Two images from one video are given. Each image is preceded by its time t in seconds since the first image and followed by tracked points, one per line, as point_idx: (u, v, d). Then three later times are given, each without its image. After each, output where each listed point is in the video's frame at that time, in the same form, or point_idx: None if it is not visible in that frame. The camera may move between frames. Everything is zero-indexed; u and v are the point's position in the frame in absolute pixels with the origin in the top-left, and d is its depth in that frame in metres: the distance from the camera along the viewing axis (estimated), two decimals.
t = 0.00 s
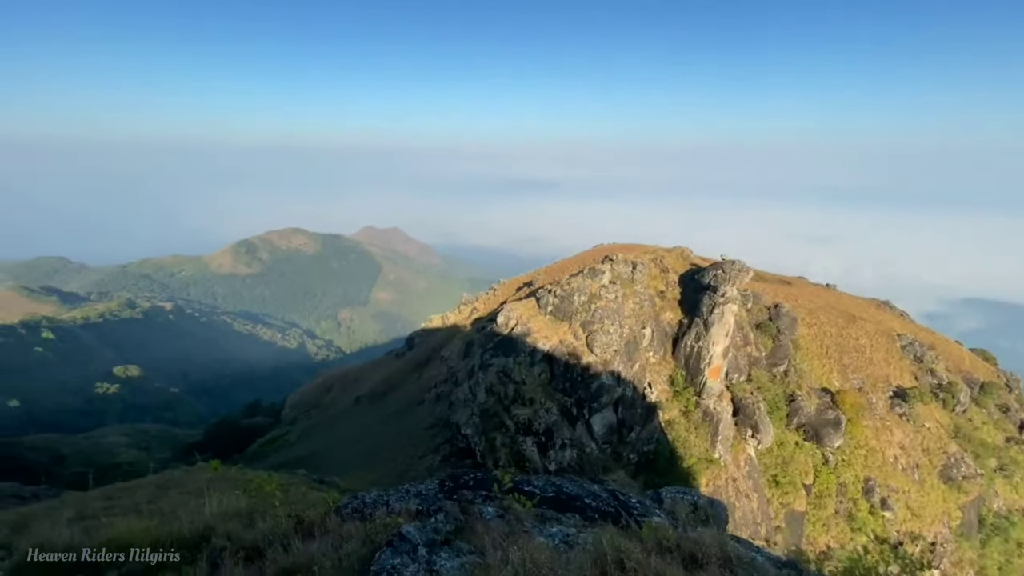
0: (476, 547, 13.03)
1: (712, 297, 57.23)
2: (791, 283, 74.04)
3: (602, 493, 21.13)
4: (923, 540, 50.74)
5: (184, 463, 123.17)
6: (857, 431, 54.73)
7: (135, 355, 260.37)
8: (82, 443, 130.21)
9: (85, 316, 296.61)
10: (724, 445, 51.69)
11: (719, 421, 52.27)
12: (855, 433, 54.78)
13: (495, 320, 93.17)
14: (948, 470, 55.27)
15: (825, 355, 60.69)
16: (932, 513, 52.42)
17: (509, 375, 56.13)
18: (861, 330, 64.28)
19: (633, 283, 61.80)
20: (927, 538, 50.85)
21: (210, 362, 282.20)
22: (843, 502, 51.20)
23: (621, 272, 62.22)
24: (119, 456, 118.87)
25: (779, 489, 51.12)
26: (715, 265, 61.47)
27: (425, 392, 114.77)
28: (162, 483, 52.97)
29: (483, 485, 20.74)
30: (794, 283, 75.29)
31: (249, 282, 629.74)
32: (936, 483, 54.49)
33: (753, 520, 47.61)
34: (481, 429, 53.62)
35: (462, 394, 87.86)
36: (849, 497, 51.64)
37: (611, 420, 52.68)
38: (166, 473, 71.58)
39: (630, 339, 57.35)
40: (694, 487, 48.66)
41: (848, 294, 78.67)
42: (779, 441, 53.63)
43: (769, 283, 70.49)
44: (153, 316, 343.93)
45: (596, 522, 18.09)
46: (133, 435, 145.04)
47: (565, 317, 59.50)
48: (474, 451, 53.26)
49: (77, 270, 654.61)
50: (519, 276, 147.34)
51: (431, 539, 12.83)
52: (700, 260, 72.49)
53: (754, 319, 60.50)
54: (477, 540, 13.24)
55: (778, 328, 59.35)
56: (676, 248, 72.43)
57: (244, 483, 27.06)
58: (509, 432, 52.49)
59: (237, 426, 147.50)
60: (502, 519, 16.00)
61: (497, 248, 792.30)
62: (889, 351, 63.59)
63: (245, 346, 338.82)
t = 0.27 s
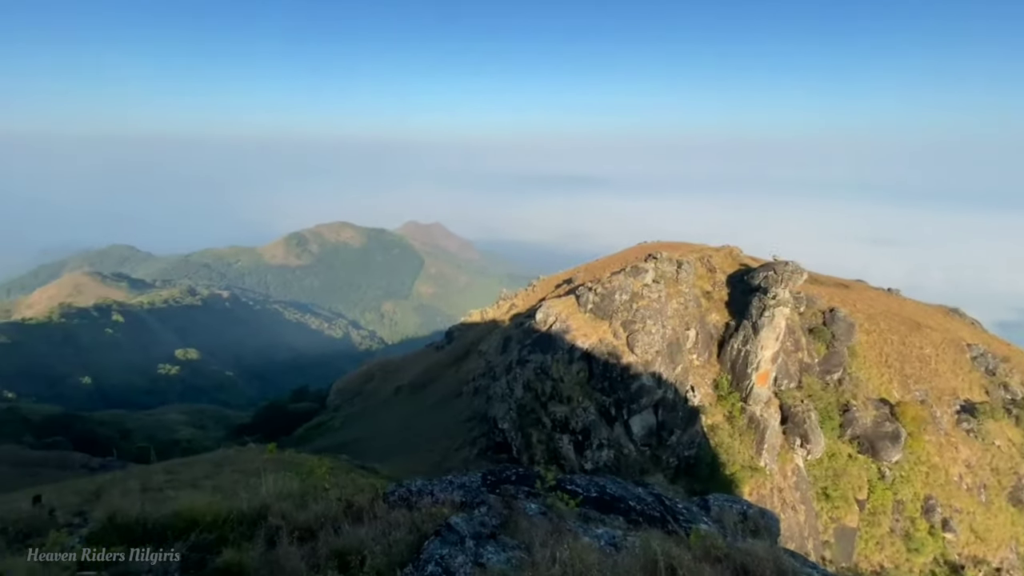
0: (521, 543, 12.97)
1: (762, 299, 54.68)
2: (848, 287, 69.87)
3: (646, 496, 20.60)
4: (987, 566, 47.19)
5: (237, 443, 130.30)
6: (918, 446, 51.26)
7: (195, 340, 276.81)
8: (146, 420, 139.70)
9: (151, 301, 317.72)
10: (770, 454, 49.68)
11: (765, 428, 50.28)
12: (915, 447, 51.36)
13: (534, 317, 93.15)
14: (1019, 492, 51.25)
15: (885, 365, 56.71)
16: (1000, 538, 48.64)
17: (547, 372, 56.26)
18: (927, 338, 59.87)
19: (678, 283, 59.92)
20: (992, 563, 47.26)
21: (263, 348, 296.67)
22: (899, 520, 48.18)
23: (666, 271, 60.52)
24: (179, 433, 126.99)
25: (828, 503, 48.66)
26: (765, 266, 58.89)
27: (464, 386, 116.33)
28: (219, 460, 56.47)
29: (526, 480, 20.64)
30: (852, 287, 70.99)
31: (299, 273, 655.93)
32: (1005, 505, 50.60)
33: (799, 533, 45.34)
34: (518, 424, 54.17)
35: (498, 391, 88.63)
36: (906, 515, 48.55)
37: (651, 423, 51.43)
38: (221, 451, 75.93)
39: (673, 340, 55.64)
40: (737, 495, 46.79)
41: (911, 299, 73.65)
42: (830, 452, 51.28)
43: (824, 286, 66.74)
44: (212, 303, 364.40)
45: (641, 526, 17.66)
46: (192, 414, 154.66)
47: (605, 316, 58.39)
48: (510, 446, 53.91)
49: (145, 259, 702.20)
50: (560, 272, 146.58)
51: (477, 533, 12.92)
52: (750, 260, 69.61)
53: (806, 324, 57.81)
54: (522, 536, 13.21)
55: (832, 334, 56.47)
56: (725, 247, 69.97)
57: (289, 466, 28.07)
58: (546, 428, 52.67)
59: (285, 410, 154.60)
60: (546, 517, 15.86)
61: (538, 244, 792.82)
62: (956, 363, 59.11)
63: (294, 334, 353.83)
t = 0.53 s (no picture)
0: (567, 542, 12.87)
1: (820, 303, 51.57)
2: (916, 292, 65.26)
3: (695, 503, 19.96)
4: None
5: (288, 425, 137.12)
6: (990, 466, 47.46)
7: (251, 326, 292.15)
8: (207, 400, 148.79)
9: (212, 289, 337.38)
10: (823, 467, 47.19)
11: (819, 439, 47.72)
12: (987, 468, 47.68)
13: (575, 314, 92.80)
14: None
15: (955, 377, 52.73)
16: None
17: (588, 370, 55.12)
18: (1006, 351, 55.05)
19: (729, 283, 57.64)
20: None
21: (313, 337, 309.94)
22: (965, 544, 45.02)
23: (715, 271, 58.37)
24: (236, 414, 134.85)
25: (887, 521, 45.84)
26: (824, 269, 55.70)
27: (504, 380, 117.40)
28: (272, 441, 59.71)
29: (570, 478, 20.38)
30: (920, 292, 66.22)
31: (348, 266, 678.88)
32: None
33: (854, 552, 42.65)
34: (557, 422, 53.23)
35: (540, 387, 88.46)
36: (973, 540, 45.32)
37: (695, 427, 49.81)
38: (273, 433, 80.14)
39: (722, 343, 53.45)
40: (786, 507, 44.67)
41: (986, 307, 68.25)
42: (889, 468, 48.27)
43: (889, 291, 62.49)
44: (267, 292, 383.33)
45: (691, 533, 17.10)
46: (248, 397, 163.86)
47: (650, 316, 56.77)
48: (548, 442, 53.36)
49: (208, 249, 745.42)
50: (603, 270, 145.05)
51: (524, 528, 12.93)
52: (807, 262, 66.23)
53: (868, 331, 54.33)
54: (568, 535, 13.11)
55: (897, 342, 52.72)
56: (780, 247, 66.87)
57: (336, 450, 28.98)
58: (585, 427, 51.85)
59: (333, 397, 161.19)
60: (591, 517, 15.64)
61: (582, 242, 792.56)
62: None
63: (342, 324, 367.78)
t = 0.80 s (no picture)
0: (616, 545, 12.61)
1: (887, 310, 48.16)
2: (998, 301, 59.91)
3: (749, 514, 19.15)
4: None
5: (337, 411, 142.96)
6: None
7: (305, 315, 306.26)
8: (263, 384, 157.21)
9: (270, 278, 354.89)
10: (885, 484, 44.54)
11: (882, 455, 44.93)
12: None
13: (620, 313, 91.58)
14: None
15: None
16: None
17: (632, 371, 52.97)
18: None
19: (786, 286, 54.91)
20: None
21: (362, 327, 321.61)
22: None
23: (772, 273, 55.72)
24: (289, 398, 141.74)
25: (956, 547, 42.73)
26: (892, 273, 51.95)
27: (546, 378, 117.56)
28: (322, 426, 62.18)
29: (617, 481, 19.91)
30: (1003, 301, 60.65)
31: (395, 260, 697.67)
32: None
33: None
34: (597, 423, 50.53)
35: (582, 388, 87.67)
36: None
37: (744, 435, 47.74)
38: (323, 418, 83.91)
39: (777, 349, 51.10)
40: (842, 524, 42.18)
41: None
42: (960, 490, 44.98)
43: (966, 298, 57.50)
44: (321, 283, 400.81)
45: (745, 546, 16.35)
46: (301, 383, 171.89)
47: (700, 319, 54.50)
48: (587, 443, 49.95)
49: (264, 243, 777.45)
50: (650, 270, 142.40)
51: (573, 528, 12.81)
52: (873, 265, 62.24)
53: (941, 342, 50.26)
54: (618, 539, 12.84)
55: (975, 355, 48.43)
56: (844, 249, 63.10)
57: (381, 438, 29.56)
58: (627, 429, 49.46)
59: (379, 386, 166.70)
60: (639, 521, 15.27)
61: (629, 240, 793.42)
62: None
63: (389, 316, 379.39)
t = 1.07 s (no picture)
0: (668, 555, 12.25)
1: (965, 319, 45.66)
2: None
3: (810, 532, 18.13)
4: None
5: (383, 401, 147.50)
6: None
7: (355, 307, 317.69)
8: (315, 372, 164.35)
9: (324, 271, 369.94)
10: (956, 508, 41.19)
11: (953, 477, 41.48)
12: None
13: (668, 315, 89.44)
14: None
15: None
16: None
17: (679, 376, 51.15)
18: None
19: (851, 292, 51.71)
20: None
21: (408, 321, 330.14)
22: None
23: (836, 277, 52.62)
24: (339, 387, 147.48)
25: None
26: (972, 281, 48.51)
27: (589, 378, 116.58)
28: (370, 415, 64.33)
29: (668, 488, 19.27)
30: None
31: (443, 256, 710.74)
32: None
33: None
34: (642, 427, 50.20)
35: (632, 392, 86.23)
36: None
37: (800, 448, 44.75)
38: (371, 407, 86.76)
39: (839, 358, 48.23)
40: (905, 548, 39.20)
41: None
42: None
43: None
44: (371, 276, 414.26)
45: (806, 566, 15.45)
46: (350, 373, 178.42)
47: (754, 324, 52.18)
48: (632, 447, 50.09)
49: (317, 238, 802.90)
50: (701, 271, 138.39)
51: (625, 534, 12.62)
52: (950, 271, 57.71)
53: None
54: (671, 548, 12.47)
55: None
56: (917, 253, 58.88)
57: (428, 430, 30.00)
58: (673, 435, 48.57)
59: (423, 379, 170.66)
60: (692, 532, 14.70)
61: (678, 237, 792.57)
62: None
63: (434, 310, 387.39)
